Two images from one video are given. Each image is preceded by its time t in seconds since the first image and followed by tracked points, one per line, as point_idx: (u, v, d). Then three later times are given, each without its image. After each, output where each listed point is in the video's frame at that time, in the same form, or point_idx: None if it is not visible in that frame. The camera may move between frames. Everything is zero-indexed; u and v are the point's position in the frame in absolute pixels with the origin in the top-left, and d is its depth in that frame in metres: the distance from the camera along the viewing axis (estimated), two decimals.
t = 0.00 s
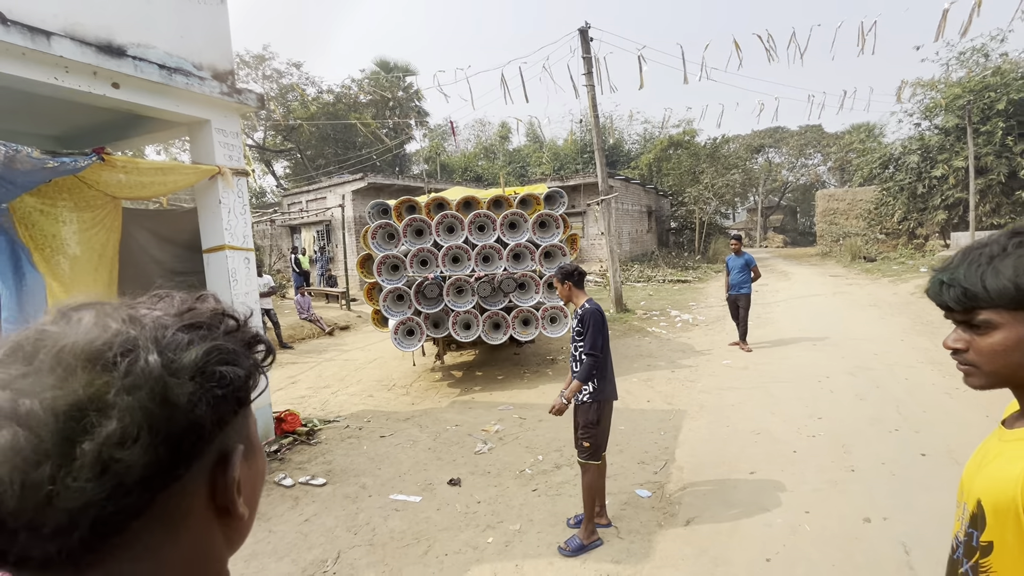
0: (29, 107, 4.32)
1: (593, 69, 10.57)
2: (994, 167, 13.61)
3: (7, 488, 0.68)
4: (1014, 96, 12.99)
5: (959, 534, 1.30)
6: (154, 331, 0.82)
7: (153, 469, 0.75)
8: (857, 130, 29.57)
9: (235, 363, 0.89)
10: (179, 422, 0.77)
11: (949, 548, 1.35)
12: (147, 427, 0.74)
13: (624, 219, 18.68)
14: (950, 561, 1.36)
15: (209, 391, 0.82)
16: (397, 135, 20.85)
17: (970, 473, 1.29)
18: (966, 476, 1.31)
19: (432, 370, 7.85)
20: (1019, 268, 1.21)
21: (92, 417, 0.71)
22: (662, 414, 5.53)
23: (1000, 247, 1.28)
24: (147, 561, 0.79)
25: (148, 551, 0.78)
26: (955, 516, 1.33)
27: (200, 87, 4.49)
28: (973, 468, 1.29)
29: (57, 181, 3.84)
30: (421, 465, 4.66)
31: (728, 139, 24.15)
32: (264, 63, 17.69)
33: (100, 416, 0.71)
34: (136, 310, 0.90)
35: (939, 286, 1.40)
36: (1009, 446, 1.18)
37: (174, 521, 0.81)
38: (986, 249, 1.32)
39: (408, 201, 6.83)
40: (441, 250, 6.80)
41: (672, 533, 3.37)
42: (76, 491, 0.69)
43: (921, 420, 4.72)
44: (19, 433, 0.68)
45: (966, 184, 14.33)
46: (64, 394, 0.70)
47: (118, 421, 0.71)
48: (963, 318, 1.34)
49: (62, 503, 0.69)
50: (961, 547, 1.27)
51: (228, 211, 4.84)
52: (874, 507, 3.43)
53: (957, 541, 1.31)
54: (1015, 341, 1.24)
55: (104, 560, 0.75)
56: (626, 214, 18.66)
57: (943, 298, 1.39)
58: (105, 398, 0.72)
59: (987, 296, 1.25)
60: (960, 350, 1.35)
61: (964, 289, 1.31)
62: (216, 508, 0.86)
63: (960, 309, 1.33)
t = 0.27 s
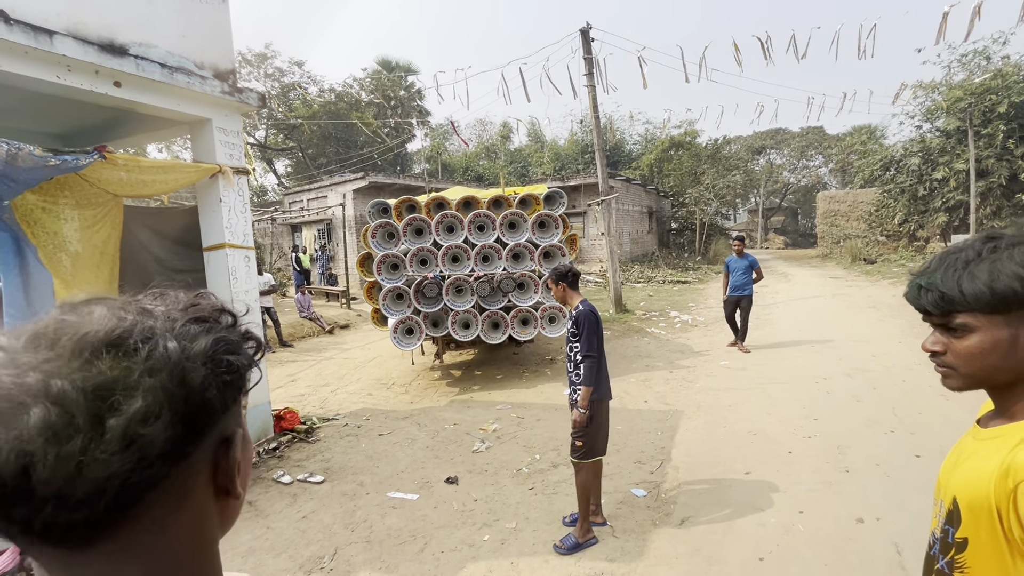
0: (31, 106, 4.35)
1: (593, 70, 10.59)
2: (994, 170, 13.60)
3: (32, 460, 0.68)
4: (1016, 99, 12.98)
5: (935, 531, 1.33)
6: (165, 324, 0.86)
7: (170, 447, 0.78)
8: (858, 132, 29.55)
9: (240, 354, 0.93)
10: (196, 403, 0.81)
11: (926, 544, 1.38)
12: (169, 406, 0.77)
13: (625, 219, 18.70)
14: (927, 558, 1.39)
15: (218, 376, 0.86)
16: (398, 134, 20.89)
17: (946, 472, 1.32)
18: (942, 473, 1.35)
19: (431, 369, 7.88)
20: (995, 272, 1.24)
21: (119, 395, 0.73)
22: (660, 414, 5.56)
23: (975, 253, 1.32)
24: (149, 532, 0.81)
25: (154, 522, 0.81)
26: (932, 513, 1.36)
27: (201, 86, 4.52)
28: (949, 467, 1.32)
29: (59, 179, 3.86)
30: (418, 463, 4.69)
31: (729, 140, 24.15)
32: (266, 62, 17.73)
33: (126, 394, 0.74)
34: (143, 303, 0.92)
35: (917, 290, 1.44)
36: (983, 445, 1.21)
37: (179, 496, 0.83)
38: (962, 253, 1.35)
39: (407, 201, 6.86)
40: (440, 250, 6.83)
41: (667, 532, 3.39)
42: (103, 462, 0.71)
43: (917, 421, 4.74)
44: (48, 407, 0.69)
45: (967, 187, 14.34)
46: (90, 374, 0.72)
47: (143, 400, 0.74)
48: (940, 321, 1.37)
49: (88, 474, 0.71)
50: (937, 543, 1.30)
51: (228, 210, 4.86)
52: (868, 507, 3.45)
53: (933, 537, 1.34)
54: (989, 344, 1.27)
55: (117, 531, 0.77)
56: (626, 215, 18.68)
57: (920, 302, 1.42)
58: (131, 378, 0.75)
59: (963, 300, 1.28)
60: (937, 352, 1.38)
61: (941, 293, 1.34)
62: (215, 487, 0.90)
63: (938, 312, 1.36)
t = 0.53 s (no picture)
0: (36, 103, 4.38)
1: (597, 71, 10.60)
2: (999, 174, 13.56)
3: (101, 426, 0.68)
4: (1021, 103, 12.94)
5: (928, 531, 1.33)
6: (190, 311, 0.88)
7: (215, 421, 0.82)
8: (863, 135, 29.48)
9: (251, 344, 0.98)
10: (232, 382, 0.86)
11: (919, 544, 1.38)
12: (217, 382, 0.82)
13: (627, 220, 18.70)
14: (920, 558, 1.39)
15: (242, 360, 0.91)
16: (401, 134, 20.92)
17: (939, 472, 1.32)
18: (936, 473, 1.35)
19: (431, 368, 7.89)
20: (991, 274, 1.24)
21: (174, 368, 0.76)
22: (659, 416, 5.56)
23: (971, 255, 1.32)
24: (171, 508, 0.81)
25: (179, 497, 0.82)
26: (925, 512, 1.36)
27: (205, 84, 4.54)
28: (943, 468, 1.32)
29: (63, 175, 3.89)
30: (418, 462, 4.69)
31: (733, 142, 24.14)
32: (271, 61, 17.79)
33: (180, 368, 0.77)
34: (149, 292, 0.92)
35: (913, 291, 1.44)
36: (977, 446, 1.21)
37: (202, 473, 0.85)
38: (958, 255, 1.36)
39: (409, 200, 6.87)
40: (442, 250, 6.84)
41: (665, 533, 3.39)
42: (163, 430, 0.73)
43: (918, 425, 4.73)
44: (121, 375, 0.70)
45: (971, 191, 14.30)
46: (151, 348, 0.75)
47: (198, 374, 0.78)
48: (935, 322, 1.37)
49: (153, 441, 0.72)
50: (930, 543, 1.30)
51: (231, 208, 4.87)
52: (867, 510, 3.44)
53: (926, 537, 1.34)
54: (984, 346, 1.27)
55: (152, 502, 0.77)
56: (629, 216, 18.68)
57: (915, 303, 1.43)
58: (183, 352, 0.78)
59: (959, 301, 1.28)
60: (933, 354, 1.38)
61: (937, 294, 1.34)
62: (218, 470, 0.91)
63: (934, 314, 1.36)
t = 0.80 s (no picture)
0: (42, 100, 4.40)
1: (601, 72, 10.60)
2: (1005, 179, 13.51)
3: (114, 411, 0.68)
4: None
5: (931, 534, 1.32)
6: (187, 301, 0.88)
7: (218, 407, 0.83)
8: (867, 138, 29.41)
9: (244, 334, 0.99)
10: (233, 369, 0.87)
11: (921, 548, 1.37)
12: (220, 368, 0.84)
13: (630, 222, 18.69)
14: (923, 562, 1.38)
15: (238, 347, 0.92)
16: (405, 134, 20.94)
17: (942, 475, 1.31)
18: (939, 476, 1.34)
19: (433, 368, 7.89)
20: (995, 274, 1.23)
21: (181, 353, 0.77)
22: (661, 418, 5.55)
23: (975, 255, 1.31)
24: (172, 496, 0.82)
25: (180, 485, 0.82)
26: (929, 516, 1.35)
27: (209, 82, 4.55)
28: (946, 471, 1.31)
29: (68, 172, 3.90)
30: (418, 462, 4.69)
31: (737, 145, 24.10)
32: (276, 60, 17.84)
33: (186, 354, 0.78)
34: (139, 281, 0.90)
35: (916, 292, 1.43)
36: (981, 449, 1.19)
37: (202, 457, 0.85)
38: (962, 255, 1.35)
39: (412, 200, 6.87)
40: (444, 249, 6.84)
41: (666, 535, 3.38)
42: (172, 414, 0.74)
43: (921, 429, 4.70)
44: (133, 361, 0.71)
45: (977, 195, 14.24)
46: (159, 335, 0.76)
47: (203, 361, 0.80)
48: (938, 323, 1.36)
49: (163, 426, 0.73)
50: (933, 547, 1.29)
51: (234, 205, 4.88)
52: (869, 514, 3.43)
53: (929, 541, 1.33)
54: (987, 347, 1.26)
55: (157, 485, 0.78)
56: (631, 218, 18.67)
57: (918, 303, 1.42)
58: (187, 339, 0.79)
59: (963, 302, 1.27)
60: (935, 355, 1.37)
61: (941, 295, 1.33)
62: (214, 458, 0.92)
63: (937, 314, 1.35)
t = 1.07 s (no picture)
0: (48, 98, 4.42)
1: (605, 74, 10.60)
2: (1011, 183, 13.45)
3: (108, 410, 0.68)
4: None
5: (940, 542, 1.31)
6: (180, 298, 0.88)
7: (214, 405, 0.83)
8: (872, 142, 29.33)
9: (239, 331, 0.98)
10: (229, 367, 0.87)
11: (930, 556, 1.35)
12: (215, 366, 0.83)
13: (633, 224, 18.66)
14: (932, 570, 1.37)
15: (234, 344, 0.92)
16: (409, 135, 20.96)
17: (951, 482, 1.30)
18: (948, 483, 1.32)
19: (435, 368, 7.88)
20: (1006, 277, 1.22)
21: (177, 351, 0.77)
22: (663, 420, 5.53)
23: (985, 259, 1.30)
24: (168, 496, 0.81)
25: (177, 485, 0.82)
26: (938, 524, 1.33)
27: (215, 82, 4.56)
28: (955, 478, 1.30)
29: (74, 170, 3.91)
30: (420, 462, 4.68)
31: (741, 147, 24.06)
32: (281, 60, 17.88)
33: (183, 351, 0.78)
34: (130, 277, 0.89)
35: (925, 294, 1.41)
36: (993, 456, 1.18)
37: (200, 456, 0.86)
38: (973, 257, 1.33)
39: (416, 200, 6.86)
40: (447, 250, 6.84)
41: (668, 538, 3.36)
42: (168, 413, 0.74)
43: (925, 434, 4.68)
44: (126, 359, 0.70)
45: (982, 200, 14.19)
46: (152, 332, 0.75)
47: (199, 358, 0.79)
48: (949, 327, 1.34)
49: (158, 425, 0.73)
50: (943, 555, 1.27)
51: (238, 204, 4.88)
52: (874, 519, 3.40)
53: (938, 550, 1.31)
54: (998, 352, 1.25)
55: (154, 486, 0.78)
56: (635, 220, 18.65)
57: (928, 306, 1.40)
58: (182, 336, 0.79)
59: (973, 305, 1.26)
60: (945, 360, 1.35)
61: (951, 298, 1.32)
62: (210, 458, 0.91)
63: (947, 318, 1.34)
